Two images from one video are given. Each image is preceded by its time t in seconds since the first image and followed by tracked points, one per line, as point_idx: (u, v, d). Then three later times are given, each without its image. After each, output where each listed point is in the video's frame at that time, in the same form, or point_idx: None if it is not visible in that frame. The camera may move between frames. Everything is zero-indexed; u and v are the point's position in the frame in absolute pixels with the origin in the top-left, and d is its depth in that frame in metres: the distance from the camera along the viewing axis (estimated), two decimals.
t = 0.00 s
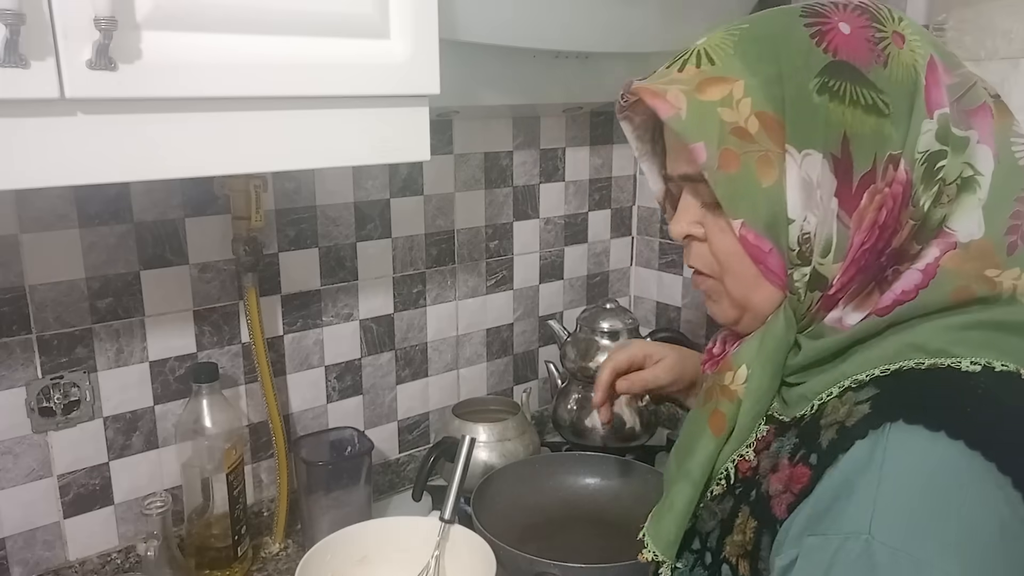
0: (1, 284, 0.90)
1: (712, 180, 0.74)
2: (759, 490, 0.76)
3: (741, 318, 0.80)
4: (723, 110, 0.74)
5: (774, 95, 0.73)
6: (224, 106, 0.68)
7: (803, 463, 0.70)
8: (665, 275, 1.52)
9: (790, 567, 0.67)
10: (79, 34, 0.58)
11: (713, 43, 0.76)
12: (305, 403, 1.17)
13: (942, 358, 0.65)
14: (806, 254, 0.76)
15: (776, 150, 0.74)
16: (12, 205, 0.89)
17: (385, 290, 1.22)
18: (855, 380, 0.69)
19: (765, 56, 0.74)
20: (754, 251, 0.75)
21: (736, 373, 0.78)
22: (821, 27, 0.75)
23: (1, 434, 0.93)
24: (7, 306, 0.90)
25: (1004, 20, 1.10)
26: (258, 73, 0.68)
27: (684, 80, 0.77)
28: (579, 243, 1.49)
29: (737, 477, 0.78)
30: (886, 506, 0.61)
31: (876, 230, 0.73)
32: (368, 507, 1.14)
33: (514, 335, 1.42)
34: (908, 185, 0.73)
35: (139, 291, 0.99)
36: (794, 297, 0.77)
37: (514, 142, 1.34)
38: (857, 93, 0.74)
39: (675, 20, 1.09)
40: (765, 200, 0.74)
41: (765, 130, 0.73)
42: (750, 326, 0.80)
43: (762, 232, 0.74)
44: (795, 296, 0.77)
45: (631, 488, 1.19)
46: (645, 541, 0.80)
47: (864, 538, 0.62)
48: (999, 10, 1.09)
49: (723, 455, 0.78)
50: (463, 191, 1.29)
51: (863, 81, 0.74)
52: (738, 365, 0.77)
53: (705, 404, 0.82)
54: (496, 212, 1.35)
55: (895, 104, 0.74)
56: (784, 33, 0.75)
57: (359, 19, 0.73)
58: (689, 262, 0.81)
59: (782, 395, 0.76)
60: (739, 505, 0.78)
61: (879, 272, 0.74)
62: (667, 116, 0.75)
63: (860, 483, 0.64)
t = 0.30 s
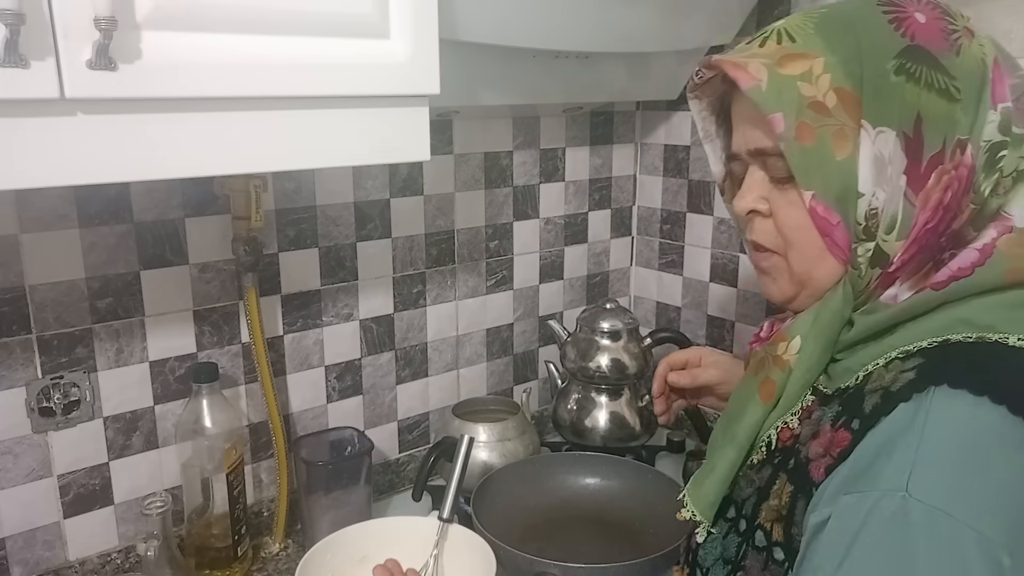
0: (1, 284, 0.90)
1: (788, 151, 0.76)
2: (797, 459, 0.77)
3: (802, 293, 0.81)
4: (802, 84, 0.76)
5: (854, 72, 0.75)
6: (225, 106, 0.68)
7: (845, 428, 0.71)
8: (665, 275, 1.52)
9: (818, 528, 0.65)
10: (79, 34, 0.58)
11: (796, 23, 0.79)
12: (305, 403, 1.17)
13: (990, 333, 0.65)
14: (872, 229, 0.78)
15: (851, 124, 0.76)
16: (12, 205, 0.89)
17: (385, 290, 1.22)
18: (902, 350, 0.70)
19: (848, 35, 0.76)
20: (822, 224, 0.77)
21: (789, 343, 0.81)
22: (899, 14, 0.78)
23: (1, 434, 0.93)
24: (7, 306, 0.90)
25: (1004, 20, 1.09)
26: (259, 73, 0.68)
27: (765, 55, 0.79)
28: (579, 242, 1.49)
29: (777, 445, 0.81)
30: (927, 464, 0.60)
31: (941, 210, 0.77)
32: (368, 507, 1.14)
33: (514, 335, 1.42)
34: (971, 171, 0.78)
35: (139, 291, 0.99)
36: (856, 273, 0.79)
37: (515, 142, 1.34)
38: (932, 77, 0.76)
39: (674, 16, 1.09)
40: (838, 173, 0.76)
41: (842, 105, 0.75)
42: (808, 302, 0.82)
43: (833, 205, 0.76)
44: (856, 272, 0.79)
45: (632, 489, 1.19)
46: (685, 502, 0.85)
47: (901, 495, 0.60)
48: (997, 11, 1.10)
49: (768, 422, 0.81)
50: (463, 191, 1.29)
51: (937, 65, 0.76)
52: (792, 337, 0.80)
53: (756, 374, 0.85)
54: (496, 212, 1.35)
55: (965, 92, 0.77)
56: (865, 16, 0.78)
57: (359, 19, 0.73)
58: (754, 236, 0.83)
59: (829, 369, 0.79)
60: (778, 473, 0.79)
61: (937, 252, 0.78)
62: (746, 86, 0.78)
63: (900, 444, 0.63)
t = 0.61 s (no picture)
0: (2, 284, 0.90)
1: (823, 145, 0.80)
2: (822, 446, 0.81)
3: (827, 284, 0.86)
4: (842, 80, 0.79)
5: (893, 71, 0.78)
6: (225, 105, 0.68)
7: (874, 417, 0.74)
8: (665, 275, 1.52)
9: (845, 512, 0.69)
10: (79, 34, 0.58)
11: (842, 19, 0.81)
12: (305, 403, 1.17)
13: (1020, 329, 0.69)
14: (900, 227, 0.82)
15: (887, 122, 0.79)
16: (13, 205, 0.89)
17: (385, 290, 1.22)
18: (934, 343, 0.74)
19: (892, 34, 0.79)
20: (852, 218, 0.81)
21: (813, 335, 0.85)
22: (945, 14, 0.80)
23: (2, 434, 0.93)
24: (7, 306, 0.90)
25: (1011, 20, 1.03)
26: (259, 73, 0.68)
27: (807, 49, 0.82)
28: (579, 242, 1.49)
29: (800, 434, 0.85)
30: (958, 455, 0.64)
31: (971, 210, 0.80)
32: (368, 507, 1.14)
33: (514, 335, 1.42)
34: (1004, 173, 0.81)
35: (139, 291, 0.99)
36: (882, 268, 0.83)
37: (515, 142, 1.34)
38: (970, 78, 0.79)
39: (674, 16, 1.09)
40: (872, 169, 0.79)
41: (880, 102, 0.79)
42: (833, 292, 0.86)
43: (863, 201, 0.80)
44: (882, 267, 0.83)
45: (631, 489, 1.19)
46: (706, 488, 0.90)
47: (932, 483, 0.65)
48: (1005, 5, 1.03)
49: (791, 412, 0.86)
50: (463, 191, 1.29)
51: (978, 68, 0.79)
52: (817, 329, 0.85)
53: (781, 366, 0.90)
54: (496, 212, 1.35)
55: (1003, 95, 0.80)
56: (911, 14, 0.80)
57: (359, 19, 0.73)
58: (784, 225, 0.87)
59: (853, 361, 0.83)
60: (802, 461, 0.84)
61: (967, 251, 0.82)
62: (788, 80, 0.81)
63: (932, 434, 0.67)
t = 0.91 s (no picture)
0: (1, 284, 0.90)
1: (796, 152, 0.80)
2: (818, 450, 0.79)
3: (811, 287, 0.85)
4: (816, 87, 0.79)
5: (868, 76, 0.77)
6: (223, 105, 0.68)
7: (866, 420, 0.72)
8: (665, 275, 1.52)
9: (830, 511, 0.66)
10: (79, 34, 0.58)
11: (818, 23, 0.81)
12: (305, 403, 1.17)
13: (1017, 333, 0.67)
14: (878, 232, 0.80)
15: (862, 128, 0.78)
16: (12, 205, 0.89)
17: (385, 290, 1.22)
18: (929, 346, 0.71)
19: (867, 38, 0.78)
20: (828, 224, 0.80)
21: (800, 340, 0.86)
22: (924, 17, 0.78)
23: (2, 434, 0.93)
24: (7, 305, 0.90)
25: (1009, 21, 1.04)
26: (259, 74, 0.68)
27: (783, 56, 0.82)
28: (579, 243, 1.49)
29: (796, 439, 0.84)
30: (947, 456, 0.60)
31: (951, 215, 0.77)
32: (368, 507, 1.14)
33: (514, 335, 1.42)
34: (990, 174, 0.77)
35: (139, 291, 0.99)
36: (863, 271, 0.81)
37: (515, 142, 1.34)
38: (948, 82, 0.76)
39: (674, 16, 1.09)
40: (846, 176, 0.79)
41: (853, 108, 0.78)
42: (819, 296, 0.85)
43: (838, 207, 0.79)
44: (863, 271, 0.81)
45: (631, 489, 1.19)
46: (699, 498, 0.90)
47: (918, 483, 0.60)
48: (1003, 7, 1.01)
49: (783, 418, 0.86)
50: (463, 191, 1.29)
51: (956, 69, 0.76)
52: (805, 333, 0.85)
53: (771, 372, 0.89)
54: (496, 212, 1.35)
55: (988, 96, 0.76)
56: (888, 16, 0.78)
57: (359, 19, 0.73)
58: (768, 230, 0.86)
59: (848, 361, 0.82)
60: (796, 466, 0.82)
61: (953, 257, 0.78)
62: (762, 89, 0.81)
63: (922, 435, 0.63)
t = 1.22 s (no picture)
0: (1, 284, 0.90)
1: (782, 157, 0.78)
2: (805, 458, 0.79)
3: (800, 291, 0.84)
4: (800, 90, 0.78)
5: (851, 79, 0.76)
6: (223, 105, 0.68)
7: (854, 427, 0.73)
8: (665, 275, 1.52)
9: (817, 519, 0.64)
10: (79, 34, 0.58)
11: (799, 24, 0.79)
12: (305, 403, 1.17)
13: (1006, 336, 0.66)
14: (866, 235, 0.79)
15: (846, 130, 0.77)
16: (12, 205, 0.89)
17: (385, 290, 1.22)
18: (918, 351, 0.71)
19: (850, 40, 0.77)
20: (816, 229, 0.79)
21: (788, 346, 0.85)
22: (907, 17, 0.78)
23: (2, 434, 0.93)
24: (7, 306, 0.90)
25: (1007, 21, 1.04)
26: (258, 74, 0.68)
27: (766, 58, 0.80)
28: (579, 243, 1.49)
29: (784, 446, 0.82)
30: (934, 464, 0.59)
31: (939, 217, 0.77)
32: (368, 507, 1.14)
33: (514, 335, 1.42)
34: (976, 175, 0.77)
35: (139, 291, 0.99)
36: (851, 275, 0.80)
37: (515, 142, 1.34)
38: (932, 82, 0.76)
39: (673, 16, 1.09)
40: (832, 179, 0.77)
41: (838, 111, 0.76)
42: (806, 300, 0.84)
43: (825, 211, 0.78)
44: (851, 275, 0.80)
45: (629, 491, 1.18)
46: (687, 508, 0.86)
47: (906, 492, 0.59)
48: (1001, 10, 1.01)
49: (771, 426, 0.84)
50: (463, 191, 1.29)
51: (941, 70, 0.76)
52: (792, 340, 0.84)
53: (757, 379, 0.88)
54: (496, 212, 1.35)
55: (972, 96, 0.77)
56: (870, 18, 0.78)
57: (359, 19, 0.73)
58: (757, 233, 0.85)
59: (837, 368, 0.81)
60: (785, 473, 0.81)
61: (940, 259, 0.79)
62: (745, 92, 0.79)
63: (910, 443, 0.62)
